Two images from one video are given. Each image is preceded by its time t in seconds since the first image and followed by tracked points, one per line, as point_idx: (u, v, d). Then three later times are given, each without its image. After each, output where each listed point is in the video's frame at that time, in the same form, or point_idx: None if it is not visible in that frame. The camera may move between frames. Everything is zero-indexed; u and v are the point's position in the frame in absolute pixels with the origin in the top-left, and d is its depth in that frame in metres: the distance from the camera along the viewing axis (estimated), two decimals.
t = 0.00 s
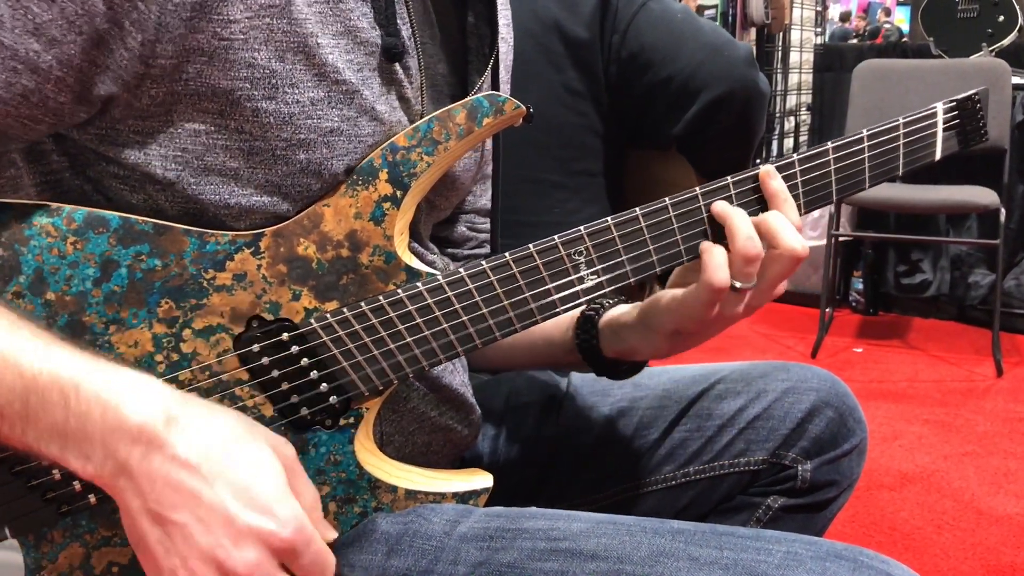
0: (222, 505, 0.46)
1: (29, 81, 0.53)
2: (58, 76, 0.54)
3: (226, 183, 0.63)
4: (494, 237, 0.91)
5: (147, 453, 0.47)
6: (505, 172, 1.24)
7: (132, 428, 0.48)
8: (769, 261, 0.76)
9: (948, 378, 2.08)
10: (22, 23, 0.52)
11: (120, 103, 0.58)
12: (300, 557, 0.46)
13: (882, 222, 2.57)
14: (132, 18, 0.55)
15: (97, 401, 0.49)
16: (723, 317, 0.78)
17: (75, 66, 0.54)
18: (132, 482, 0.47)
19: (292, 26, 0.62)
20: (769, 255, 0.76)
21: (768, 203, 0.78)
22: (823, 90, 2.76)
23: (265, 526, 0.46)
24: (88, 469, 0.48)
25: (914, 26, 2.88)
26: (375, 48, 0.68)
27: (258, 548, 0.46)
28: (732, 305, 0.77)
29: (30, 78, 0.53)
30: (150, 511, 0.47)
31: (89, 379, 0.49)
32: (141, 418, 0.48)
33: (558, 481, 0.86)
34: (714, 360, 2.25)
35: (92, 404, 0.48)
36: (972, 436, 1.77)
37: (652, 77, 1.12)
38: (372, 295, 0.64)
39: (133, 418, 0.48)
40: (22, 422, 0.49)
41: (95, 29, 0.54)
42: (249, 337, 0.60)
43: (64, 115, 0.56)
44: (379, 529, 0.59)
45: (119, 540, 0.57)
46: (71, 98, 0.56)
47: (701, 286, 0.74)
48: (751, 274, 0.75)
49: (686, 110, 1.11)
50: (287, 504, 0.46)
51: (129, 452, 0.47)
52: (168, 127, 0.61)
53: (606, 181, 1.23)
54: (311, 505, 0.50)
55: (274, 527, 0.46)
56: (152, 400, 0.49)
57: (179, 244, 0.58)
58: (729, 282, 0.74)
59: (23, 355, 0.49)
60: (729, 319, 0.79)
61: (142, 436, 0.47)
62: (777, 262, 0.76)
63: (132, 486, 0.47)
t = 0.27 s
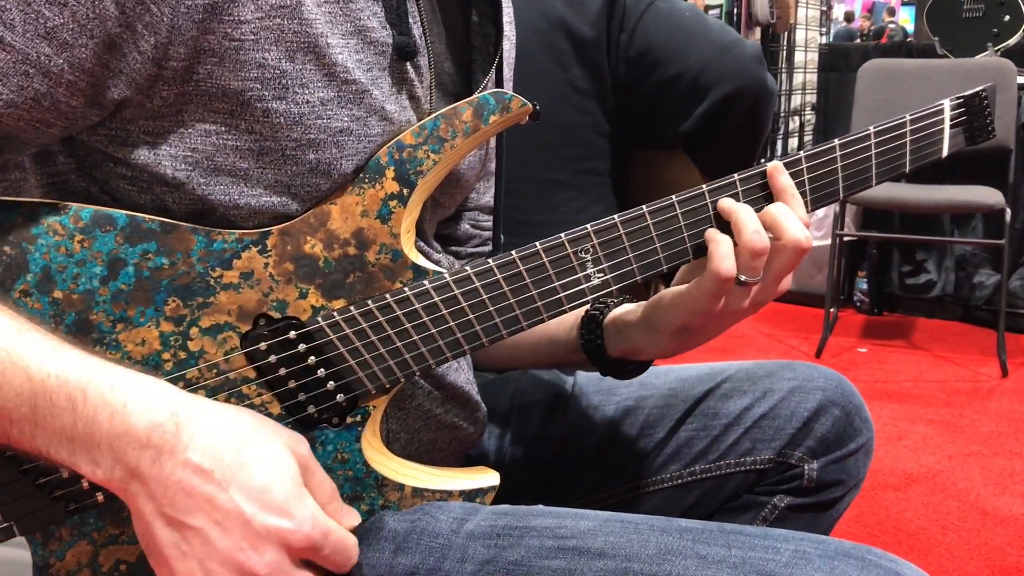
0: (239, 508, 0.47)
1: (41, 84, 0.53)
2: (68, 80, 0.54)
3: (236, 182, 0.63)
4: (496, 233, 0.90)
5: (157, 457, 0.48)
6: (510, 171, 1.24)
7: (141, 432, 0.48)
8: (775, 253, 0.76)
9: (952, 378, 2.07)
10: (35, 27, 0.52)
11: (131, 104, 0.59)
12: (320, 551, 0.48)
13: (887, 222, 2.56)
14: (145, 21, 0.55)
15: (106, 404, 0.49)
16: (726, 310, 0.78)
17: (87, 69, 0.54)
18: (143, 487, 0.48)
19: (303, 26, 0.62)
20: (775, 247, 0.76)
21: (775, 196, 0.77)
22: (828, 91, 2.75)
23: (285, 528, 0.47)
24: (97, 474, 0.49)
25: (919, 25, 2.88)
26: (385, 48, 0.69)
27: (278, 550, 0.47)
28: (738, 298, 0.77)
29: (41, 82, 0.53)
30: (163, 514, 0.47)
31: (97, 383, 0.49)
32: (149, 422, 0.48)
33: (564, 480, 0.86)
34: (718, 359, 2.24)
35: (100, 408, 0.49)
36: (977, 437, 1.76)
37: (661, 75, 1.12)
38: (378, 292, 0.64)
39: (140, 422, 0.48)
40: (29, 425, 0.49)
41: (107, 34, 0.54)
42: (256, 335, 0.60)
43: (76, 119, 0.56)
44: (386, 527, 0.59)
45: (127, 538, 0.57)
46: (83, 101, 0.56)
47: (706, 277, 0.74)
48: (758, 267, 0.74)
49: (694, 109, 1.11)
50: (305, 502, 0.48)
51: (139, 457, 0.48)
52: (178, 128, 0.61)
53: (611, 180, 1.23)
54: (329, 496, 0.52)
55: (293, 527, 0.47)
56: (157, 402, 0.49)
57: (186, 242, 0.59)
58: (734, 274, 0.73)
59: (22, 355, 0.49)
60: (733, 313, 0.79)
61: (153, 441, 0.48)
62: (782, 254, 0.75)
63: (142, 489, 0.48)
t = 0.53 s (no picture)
0: (276, 403, 0.47)
1: (31, 84, 0.53)
2: (61, 81, 0.54)
3: (240, 182, 0.63)
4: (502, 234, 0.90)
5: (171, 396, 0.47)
6: (515, 170, 1.24)
7: (151, 377, 0.47)
8: (782, 256, 0.76)
9: (957, 379, 2.06)
10: (26, 27, 0.52)
11: (133, 106, 0.59)
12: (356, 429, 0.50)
13: (892, 222, 2.55)
14: (140, 24, 0.55)
15: (112, 356, 0.48)
16: (739, 317, 0.78)
17: (80, 70, 0.54)
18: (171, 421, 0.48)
19: (303, 27, 0.62)
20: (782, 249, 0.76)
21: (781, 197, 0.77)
22: (833, 91, 2.76)
23: (322, 405, 0.47)
24: (119, 418, 0.49)
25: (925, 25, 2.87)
26: (388, 47, 0.68)
27: (320, 427, 0.47)
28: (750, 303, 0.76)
29: (33, 82, 0.53)
30: (202, 434, 0.48)
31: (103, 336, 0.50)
32: (157, 365, 0.48)
33: (568, 479, 0.86)
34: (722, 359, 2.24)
35: (108, 361, 0.48)
36: (982, 438, 1.76)
37: (669, 75, 1.11)
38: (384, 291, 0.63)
39: (150, 368, 0.48)
40: (42, 386, 0.49)
41: (101, 37, 0.54)
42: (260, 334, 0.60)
43: (70, 120, 0.56)
44: (391, 526, 0.59)
45: (132, 536, 0.57)
46: (77, 104, 0.55)
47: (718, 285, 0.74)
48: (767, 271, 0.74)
49: (702, 108, 1.11)
50: (337, 380, 0.48)
51: (153, 397, 0.47)
52: (180, 130, 0.61)
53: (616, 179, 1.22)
54: (343, 318, 0.49)
55: (329, 404, 0.47)
56: (163, 346, 0.49)
57: (192, 239, 0.59)
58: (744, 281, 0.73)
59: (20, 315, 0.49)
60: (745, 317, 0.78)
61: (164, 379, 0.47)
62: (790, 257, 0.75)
63: (171, 422, 0.48)
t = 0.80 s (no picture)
0: (253, 500, 0.46)
1: (52, 83, 0.53)
2: (80, 77, 0.54)
3: (249, 183, 0.63)
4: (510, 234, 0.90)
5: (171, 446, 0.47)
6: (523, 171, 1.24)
7: (155, 423, 0.48)
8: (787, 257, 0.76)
9: (964, 381, 2.06)
10: (47, 25, 0.52)
11: (144, 104, 0.59)
12: (330, 548, 0.48)
13: (898, 223, 2.55)
14: (157, 20, 0.55)
15: (121, 395, 0.49)
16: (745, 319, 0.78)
17: (98, 66, 0.54)
18: (158, 479, 0.47)
19: (316, 26, 0.62)
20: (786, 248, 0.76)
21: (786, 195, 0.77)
22: (839, 91, 2.77)
23: (299, 521, 0.46)
24: (112, 466, 0.48)
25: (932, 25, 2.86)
26: (398, 48, 0.68)
27: (290, 542, 0.46)
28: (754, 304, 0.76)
29: (52, 80, 0.53)
30: (176, 509, 0.47)
31: (112, 374, 0.49)
32: (163, 414, 0.48)
33: (577, 480, 0.86)
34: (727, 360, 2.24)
35: (116, 400, 0.48)
36: (989, 440, 1.75)
37: (676, 75, 1.10)
38: (392, 291, 0.63)
39: (155, 413, 0.48)
40: (45, 418, 0.49)
41: (119, 33, 0.54)
42: (269, 335, 0.60)
43: (87, 117, 0.57)
44: (402, 527, 0.59)
45: (143, 538, 0.57)
46: (96, 100, 0.56)
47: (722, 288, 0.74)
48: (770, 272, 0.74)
49: (709, 109, 1.11)
50: (318, 494, 0.47)
51: (154, 448, 0.47)
52: (190, 129, 0.61)
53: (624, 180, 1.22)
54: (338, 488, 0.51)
55: (309, 519, 0.46)
56: (173, 394, 0.49)
57: (199, 242, 0.58)
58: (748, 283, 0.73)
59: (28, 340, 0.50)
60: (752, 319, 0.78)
61: (167, 431, 0.47)
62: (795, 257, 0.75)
63: (157, 482, 0.47)
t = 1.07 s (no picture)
0: (269, 355, 0.44)
1: (39, 78, 0.53)
2: (68, 76, 0.54)
3: (258, 180, 0.63)
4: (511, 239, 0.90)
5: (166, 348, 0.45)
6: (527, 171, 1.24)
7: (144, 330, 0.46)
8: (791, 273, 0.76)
9: (968, 383, 2.05)
10: (37, 20, 0.52)
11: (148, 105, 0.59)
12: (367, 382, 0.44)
13: (903, 225, 2.54)
14: (155, 23, 0.55)
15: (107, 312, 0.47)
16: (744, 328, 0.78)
17: (89, 67, 0.54)
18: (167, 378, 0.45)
19: (320, 27, 0.62)
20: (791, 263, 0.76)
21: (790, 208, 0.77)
22: (843, 95, 2.74)
23: (320, 369, 0.43)
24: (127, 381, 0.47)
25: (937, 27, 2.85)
26: (406, 50, 0.68)
27: (320, 388, 0.43)
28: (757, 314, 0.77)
29: (40, 76, 0.53)
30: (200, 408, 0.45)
31: (92, 292, 0.47)
32: (153, 314, 0.46)
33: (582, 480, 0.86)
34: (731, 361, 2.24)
35: (102, 317, 0.46)
36: (993, 442, 1.74)
37: (683, 74, 1.10)
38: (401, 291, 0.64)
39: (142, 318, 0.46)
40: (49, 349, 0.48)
41: (113, 34, 0.54)
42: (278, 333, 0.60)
43: (78, 116, 0.56)
44: (407, 526, 0.59)
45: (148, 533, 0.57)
46: (87, 102, 0.56)
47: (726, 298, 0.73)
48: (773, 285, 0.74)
49: (717, 108, 1.11)
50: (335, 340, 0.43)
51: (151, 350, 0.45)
52: (197, 129, 0.61)
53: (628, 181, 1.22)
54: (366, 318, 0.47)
55: (330, 362, 0.43)
56: (154, 300, 0.47)
57: (210, 238, 0.58)
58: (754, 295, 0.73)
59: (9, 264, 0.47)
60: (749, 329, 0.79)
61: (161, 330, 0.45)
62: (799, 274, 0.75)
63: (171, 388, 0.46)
